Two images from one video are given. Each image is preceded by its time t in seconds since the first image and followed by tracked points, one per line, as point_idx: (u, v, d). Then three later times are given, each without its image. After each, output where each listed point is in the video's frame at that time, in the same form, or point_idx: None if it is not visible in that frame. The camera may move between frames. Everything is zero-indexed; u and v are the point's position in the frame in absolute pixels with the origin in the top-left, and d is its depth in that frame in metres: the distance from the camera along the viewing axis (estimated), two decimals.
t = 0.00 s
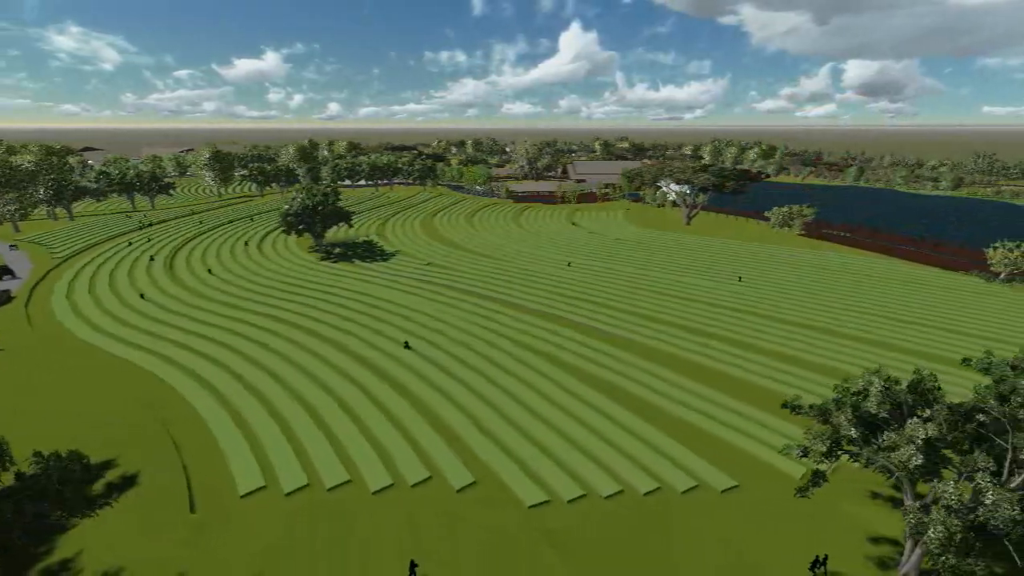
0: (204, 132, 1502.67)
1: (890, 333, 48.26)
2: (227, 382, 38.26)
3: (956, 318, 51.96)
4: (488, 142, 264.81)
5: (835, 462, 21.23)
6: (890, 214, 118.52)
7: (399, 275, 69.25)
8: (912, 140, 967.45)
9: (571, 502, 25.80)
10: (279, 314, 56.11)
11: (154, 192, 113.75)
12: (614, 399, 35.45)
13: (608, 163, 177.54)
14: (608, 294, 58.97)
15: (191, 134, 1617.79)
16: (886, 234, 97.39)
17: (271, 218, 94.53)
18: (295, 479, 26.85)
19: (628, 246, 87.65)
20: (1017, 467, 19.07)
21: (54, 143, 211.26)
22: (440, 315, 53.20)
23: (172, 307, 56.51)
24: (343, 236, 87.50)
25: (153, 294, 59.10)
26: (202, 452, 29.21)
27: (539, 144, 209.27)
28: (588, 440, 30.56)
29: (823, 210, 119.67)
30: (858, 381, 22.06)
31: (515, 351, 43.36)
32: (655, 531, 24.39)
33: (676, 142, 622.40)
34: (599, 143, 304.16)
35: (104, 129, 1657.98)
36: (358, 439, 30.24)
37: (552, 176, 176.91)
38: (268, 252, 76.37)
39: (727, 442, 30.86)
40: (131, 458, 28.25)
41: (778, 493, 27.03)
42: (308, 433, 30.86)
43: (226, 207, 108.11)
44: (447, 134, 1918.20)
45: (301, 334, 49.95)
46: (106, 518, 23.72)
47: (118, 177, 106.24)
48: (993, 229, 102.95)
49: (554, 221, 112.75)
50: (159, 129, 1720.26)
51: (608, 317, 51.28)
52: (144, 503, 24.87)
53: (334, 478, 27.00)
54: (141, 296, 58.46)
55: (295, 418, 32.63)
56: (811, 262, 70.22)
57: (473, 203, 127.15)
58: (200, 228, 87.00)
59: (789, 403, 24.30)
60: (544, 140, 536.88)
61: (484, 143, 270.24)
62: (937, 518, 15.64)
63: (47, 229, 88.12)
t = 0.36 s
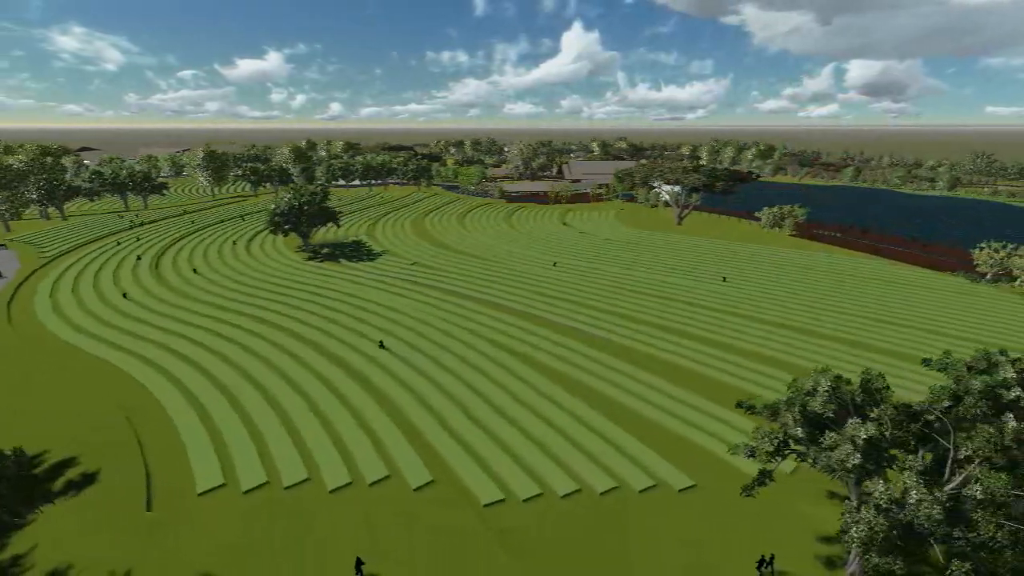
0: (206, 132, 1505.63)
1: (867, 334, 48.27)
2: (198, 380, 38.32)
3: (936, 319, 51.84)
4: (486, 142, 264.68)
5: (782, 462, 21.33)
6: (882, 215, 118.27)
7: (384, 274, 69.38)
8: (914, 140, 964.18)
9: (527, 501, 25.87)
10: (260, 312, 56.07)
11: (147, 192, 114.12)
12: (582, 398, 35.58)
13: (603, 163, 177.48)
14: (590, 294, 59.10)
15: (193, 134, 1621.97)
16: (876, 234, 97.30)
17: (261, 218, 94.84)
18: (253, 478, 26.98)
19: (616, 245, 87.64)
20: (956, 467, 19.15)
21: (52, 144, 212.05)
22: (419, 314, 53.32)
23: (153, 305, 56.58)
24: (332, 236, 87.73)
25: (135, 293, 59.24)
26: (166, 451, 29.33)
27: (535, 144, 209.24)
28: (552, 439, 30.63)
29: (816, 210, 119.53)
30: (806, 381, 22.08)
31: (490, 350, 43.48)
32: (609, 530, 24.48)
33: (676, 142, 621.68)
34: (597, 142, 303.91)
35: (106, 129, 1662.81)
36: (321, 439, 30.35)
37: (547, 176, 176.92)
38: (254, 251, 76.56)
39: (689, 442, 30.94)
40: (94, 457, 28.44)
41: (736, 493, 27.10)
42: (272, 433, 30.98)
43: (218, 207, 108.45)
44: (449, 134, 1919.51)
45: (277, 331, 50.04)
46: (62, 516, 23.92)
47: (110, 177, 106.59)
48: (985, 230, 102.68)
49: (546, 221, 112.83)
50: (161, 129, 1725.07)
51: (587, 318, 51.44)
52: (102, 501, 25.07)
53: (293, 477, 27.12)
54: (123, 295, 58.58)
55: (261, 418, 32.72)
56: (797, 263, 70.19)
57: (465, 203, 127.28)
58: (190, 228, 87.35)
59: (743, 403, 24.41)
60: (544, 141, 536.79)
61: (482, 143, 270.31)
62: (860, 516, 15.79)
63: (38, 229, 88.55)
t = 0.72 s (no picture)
0: (207, 132, 1508.29)
1: (847, 334, 48.33)
2: (173, 378, 38.36)
3: (918, 319, 51.80)
4: (483, 142, 264.59)
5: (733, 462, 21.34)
6: (876, 215, 117.95)
7: (370, 273, 69.44)
8: (915, 141, 964.49)
9: (487, 500, 25.94)
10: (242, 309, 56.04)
11: (139, 192, 114.38)
12: (554, 398, 35.64)
13: (599, 163, 177.39)
14: (574, 295, 59.19)
15: (194, 134, 1627.26)
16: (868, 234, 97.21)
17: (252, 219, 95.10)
18: (216, 476, 27.09)
19: (605, 245, 87.55)
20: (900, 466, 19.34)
21: (51, 143, 212.29)
22: (400, 313, 53.38)
23: (136, 303, 56.65)
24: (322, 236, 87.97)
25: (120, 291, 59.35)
26: (132, 449, 29.49)
27: (532, 145, 209.24)
28: (518, 439, 30.69)
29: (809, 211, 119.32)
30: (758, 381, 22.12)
31: (467, 350, 43.52)
32: (568, 527, 24.64)
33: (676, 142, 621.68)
34: (596, 143, 304.10)
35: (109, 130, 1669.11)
36: (288, 438, 30.40)
37: (542, 176, 176.87)
38: (243, 251, 76.76)
39: (656, 441, 30.94)
40: (59, 455, 28.57)
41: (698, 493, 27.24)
42: (240, 432, 31.06)
43: (210, 207, 108.62)
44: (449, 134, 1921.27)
45: (256, 327, 50.06)
46: (21, 516, 24.10)
47: (103, 177, 106.92)
48: (977, 230, 102.48)
49: (538, 221, 112.78)
50: (164, 129, 1731.58)
51: (568, 319, 51.50)
52: (63, 500, 25.23)
53: (256, 475, 27.27)
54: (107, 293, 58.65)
55: (231, 416, 32.79)
56: (784, 264, 70.06)
57: (459, 203, 127.43)
58: (180, 228, 87.65)
59: (701, 404, 24.40)
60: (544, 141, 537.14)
61: (480, 143, 270.41)
62: (794, 516, 15.94)
63: (28, 229, 88.86)
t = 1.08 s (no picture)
0: (209, 132, 1512.03)
1: (824, 334, 48.34)
2: (144, 376, 38.45)
3: (897, 319, 51.72)
4: (479, 142, 264.50)
5: (678, 462, 21.33)
6: (867, 215, 117.84)
7: (355, 272, 69.55)
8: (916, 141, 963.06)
9: (443, 500, 25.90)
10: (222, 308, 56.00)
11: (131, 192, 114.67)
12: (523, 398, 35.70)
13: (594, 163, 177.44)
14: (555, 294, 59.38)
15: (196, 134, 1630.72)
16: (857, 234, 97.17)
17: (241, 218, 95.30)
18: (175, 475, 27.17)
19: (593, 245, 87.58)
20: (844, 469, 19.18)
21: (49, 143, 213.02)
22: (379, 312, 53.34)
23: (118, 302, 56.78)
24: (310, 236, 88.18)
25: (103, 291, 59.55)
26: (95, 446, 29.63)
27: (528, 145, 209.50)
28: (481, 438, 30.70)
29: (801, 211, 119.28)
30: (706, 379, 21.87)
31: (442, 349, 43.56)
32: (520, 526, 24.62)
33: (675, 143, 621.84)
34: (593, 142, 303.91)
35: (110, 130, 1670.94)
36: (251, 437, 30.45)
37: (537, 176, 177.02)
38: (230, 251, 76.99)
39: (619, 440, 30.91)
40: (21, 454, 28.67)
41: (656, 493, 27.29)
42: (204, 430, 31.15)
43: (201, 207, 108.86)
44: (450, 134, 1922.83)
45: (234, 325, 50.13)
46: None
47: (94, 177, 107.17)
48: (966, 230, 102.63)
49: (529, 220, 112.90)
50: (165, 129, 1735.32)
51: (546, 319, 51.60)
52: (19, 499, 25.34)
53: (214, 474, 27.35)
54: (90, 292, 58.83)
55: (197, 415, 32.89)
56: (768, 265, 70.04)
57: (451, 203, 127.69)
58: (169, 228, 88.00)
59: (655, 403, 24.26)
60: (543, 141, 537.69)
61: (477, 144, 270.66)
62: (722, 516, 15.91)
63: (18, 228, 89.13)
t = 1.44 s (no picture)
0: (210, 133, 1515.02)
1: (801, 332, 48.22)
2: (116, 375, 38.53)
3: (876, 319, 51.59)
4: (476, 142, 264.15)
5: (625, 462, 21.25)
6: (859, 215, 117.52)
7: (339, 272, 69.56)
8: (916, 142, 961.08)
9: (398, 500, 25.87)
10: (203, 306, 56.05)
11: (124, 192, 114.94)
12: (491, 398, 35.72)
13: (588, 163, 177.40)
14: (537, 295, 59.35)
15: (197, 134, 1634.64)
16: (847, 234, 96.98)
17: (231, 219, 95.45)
18: (134, 474, 27.26)
19: (582, 245, 87.56)
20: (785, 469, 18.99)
21: (47, 143, 213.85)
22: (359, 311, 53.28)
23: (99, 301, 56.88)
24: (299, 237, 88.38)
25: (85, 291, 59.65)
26: (58, 445, 29.77)
27: (523, 145, 209.55)
28: (444, 439, 30.70)
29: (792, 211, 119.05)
30: (653, 379, 21.63)
31: (416, 349, 43.54)
32: (473, 525, 24.59)
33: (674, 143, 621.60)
34: (590, 143, 304.11)
35: (112, 130, 1674.90)
36: (214, 437, 30.49)
37: (531, 176, 177.10)
38: (217, 251, 77.15)
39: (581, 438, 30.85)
40: None
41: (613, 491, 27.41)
42: (168, 430, 31.21)
43: (193, 207, 109.06)
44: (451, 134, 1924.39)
45: (212, 323, 50.18)
46: None
47: (86, 177, 107.56)
48: (957, 232, 102.38)
49: (519, 220, 112.88)
50: (167, 129, 1739.79)
51: (526, 319, 51.58)
52: None
53: (173, 473, 27.41)
54: (72, 291, 58.96)
55: (162, 415, 32.95)
56: (754, 265, 69.93)
57: (443, 203, 127.79)
58: (158, 228, 88.26)
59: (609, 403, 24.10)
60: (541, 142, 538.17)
61: (473, 144, 270.89)
62: (650, 518, 15.81)
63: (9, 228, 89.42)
